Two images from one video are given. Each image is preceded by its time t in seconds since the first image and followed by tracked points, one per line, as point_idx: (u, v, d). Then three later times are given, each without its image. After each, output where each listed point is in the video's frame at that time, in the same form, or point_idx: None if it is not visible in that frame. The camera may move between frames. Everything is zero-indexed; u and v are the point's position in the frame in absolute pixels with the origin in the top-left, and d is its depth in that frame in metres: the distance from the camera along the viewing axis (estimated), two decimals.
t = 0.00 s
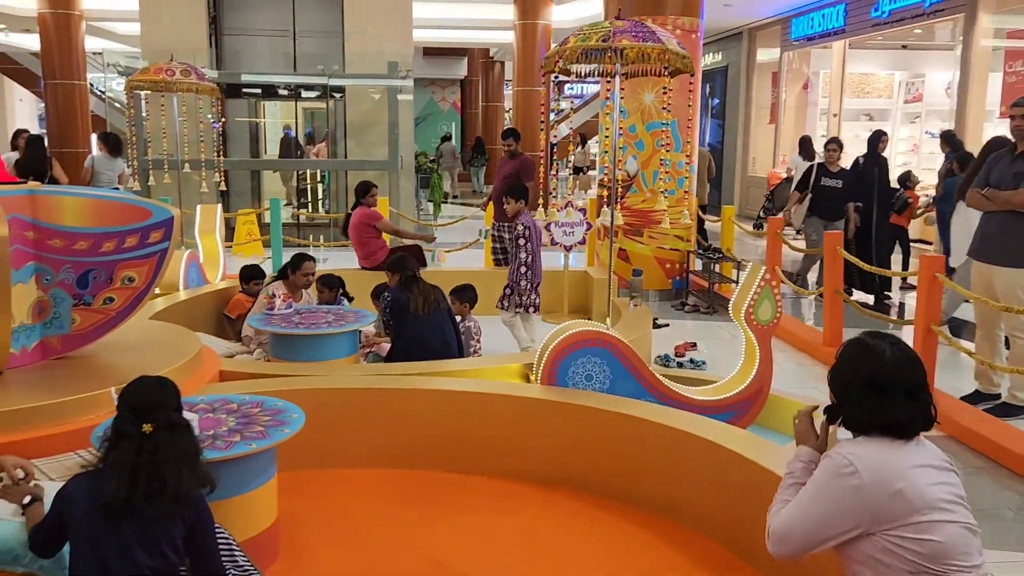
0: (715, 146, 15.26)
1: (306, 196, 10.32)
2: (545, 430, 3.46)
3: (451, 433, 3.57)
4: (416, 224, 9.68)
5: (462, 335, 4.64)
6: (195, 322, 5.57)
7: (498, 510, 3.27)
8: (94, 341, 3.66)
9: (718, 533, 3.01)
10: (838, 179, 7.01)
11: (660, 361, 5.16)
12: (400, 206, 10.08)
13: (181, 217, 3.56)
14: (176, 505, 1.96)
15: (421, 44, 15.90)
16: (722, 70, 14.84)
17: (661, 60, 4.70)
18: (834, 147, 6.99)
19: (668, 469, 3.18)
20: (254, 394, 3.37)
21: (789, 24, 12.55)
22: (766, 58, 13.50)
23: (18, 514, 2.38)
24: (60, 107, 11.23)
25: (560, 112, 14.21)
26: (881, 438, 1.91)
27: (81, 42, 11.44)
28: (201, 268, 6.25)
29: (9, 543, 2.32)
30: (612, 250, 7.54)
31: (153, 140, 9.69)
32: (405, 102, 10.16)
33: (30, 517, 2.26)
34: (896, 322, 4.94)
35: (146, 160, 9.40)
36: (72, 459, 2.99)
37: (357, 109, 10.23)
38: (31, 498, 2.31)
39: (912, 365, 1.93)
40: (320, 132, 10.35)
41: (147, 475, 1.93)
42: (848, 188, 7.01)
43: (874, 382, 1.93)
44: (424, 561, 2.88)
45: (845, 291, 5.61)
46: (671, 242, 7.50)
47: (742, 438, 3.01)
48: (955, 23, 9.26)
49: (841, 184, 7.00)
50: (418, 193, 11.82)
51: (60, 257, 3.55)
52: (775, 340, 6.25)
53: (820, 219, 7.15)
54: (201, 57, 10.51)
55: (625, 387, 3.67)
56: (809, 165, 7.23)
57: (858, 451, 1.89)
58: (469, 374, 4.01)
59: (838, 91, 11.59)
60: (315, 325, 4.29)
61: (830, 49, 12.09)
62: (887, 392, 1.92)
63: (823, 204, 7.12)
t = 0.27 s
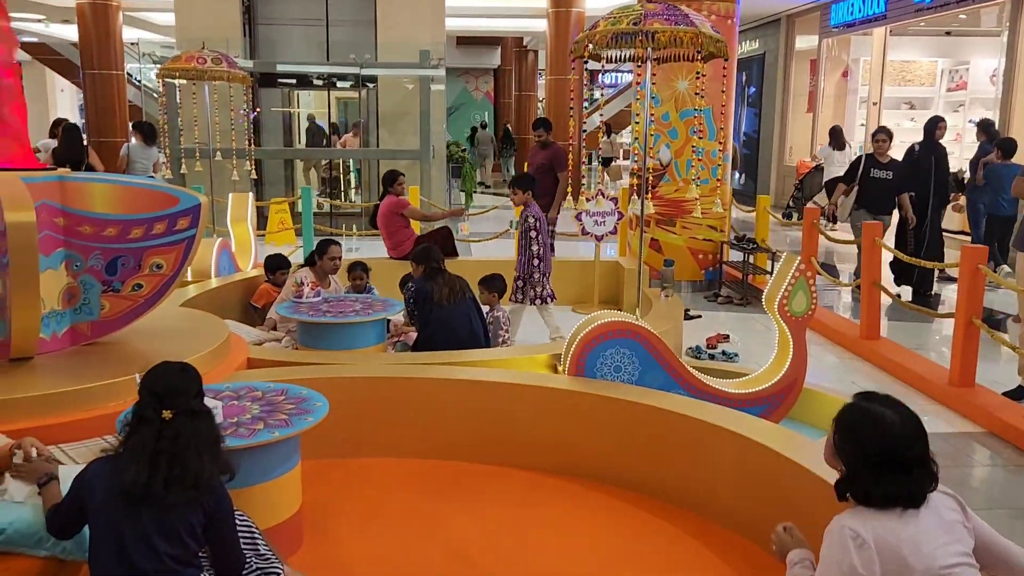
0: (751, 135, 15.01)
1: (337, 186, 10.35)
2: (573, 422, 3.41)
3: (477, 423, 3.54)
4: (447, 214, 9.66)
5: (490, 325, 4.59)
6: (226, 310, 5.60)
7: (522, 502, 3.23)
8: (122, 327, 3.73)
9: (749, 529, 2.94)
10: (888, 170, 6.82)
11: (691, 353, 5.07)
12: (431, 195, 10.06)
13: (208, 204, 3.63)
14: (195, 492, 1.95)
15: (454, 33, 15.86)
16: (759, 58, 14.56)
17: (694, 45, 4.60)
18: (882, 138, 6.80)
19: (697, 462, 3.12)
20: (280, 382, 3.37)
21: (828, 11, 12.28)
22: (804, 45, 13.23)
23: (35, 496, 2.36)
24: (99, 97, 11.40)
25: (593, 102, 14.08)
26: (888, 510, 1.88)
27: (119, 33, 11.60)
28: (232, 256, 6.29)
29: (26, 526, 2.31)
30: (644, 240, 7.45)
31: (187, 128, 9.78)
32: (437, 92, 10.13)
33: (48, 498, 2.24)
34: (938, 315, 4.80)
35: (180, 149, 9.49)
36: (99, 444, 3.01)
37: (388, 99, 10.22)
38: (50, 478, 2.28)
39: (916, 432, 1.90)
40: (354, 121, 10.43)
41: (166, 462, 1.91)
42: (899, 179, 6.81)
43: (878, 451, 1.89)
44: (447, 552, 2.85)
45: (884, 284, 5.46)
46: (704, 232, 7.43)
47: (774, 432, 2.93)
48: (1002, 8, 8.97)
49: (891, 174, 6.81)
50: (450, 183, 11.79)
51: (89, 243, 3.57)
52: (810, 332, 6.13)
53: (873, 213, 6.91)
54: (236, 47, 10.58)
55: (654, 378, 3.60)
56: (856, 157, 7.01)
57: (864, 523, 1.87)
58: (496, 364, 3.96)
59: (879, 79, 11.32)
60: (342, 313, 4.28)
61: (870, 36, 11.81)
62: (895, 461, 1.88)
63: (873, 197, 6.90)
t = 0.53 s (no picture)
0: (798, 125, 14.68)
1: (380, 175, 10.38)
2: (609, 414, 3.37)
3: (513, 413, 3.51)
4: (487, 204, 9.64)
5: (527, 316, 4.56)
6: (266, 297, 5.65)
7: (557, 493, 3.20)
8: (163, 313, 3.80)
9: (788, 527, 2.87)
10: (951, 161, 6.57)
11: (732, 346, 4.98)
12: (472, 185, 10.05)
13: (247, 192, 3.65)
14: (229, 479, 1.96)
15: (496, 22, 15.80)
16: (807, 46, 14.19)
17: (738, 31, 4.51)
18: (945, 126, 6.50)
19: (736, 457, 3.05)
20: (315, 369, 3.38)
21: None
22: (854, 33, 12.89)
23: (60, 482, 2.38)
24: (146, 88, 11.61)
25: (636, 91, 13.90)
26: (952, 526, 1.83)
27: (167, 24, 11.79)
28: (274, 244, 6.35)
29: (60, 509, 2.33)
30: (686, 231, 7.34)
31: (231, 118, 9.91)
32: (478, 81, 10.09)
33: (73, 486, 2.27)
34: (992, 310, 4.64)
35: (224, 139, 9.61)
36: (139, 427, 3.05)
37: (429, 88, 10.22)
38: (71, 467, 2.31)
39: (984, 448, 1.86)
40: (395, 112, 10.43)
41: (201, 448, 1.92)
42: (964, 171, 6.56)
43: (942, 465, 1.85)
44: (479, 541, 2.84)
45: (934, 277, 5.29)
46: (748, 224, 7.29)
47: (817, 428, 2.85)
48: None
49: (955, 166, 6.55)
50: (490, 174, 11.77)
51: (132, 230, 3.63)
52: (856, 326, 5.98)
53: (936, 207, 6.66)
54: (279, 37, 10.68)
55: (693, 371, 3.53)
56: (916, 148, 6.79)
57: (923, 540, 1.83)
58: (533, 355, 3.93)
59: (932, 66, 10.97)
60: (380, 302, 4.28)
61: (924, 22, 11.44)
62: (959, 476, 1.84)
63: (936, 190, 6.65)
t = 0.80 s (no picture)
0: (854, 117, 14.31)
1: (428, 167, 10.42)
2: (656, 408, 3.32)
3: (558, 405, 3.49)
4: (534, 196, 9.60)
5: (573, 309, 4.52)
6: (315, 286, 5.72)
7: (602, 486, 3.16)
8: (213, 300, 3.87)
9: (839, 527, 2.79)
10: None
11: (783, 341, 4.87)
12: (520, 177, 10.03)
13: (296, 181, 3.72)
14: (274, 464, 1.97)
15: (545, 14, 15.74)
16: (866, 35, 13.74)
17: (793, 18, 4.43)
18: None
19: (785, 454, 2.98)
20: (361, 357, 3.40)
21: None
22: (915, 22, 12.50)
23: (110, 467, 2.46)
24: (201, 81, 11.84)
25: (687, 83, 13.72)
26: None
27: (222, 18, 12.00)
28: (322, 235, 6.42)
29: (114, 490, 2.36)
30: (736, 225, 7.22)
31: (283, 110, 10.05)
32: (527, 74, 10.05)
33: (124, 471, 2.36)
34: None
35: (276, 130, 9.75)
36: (190, 411, 3.11)
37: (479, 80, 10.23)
38: (122, 454, 2.42)
39: None
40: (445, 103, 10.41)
41: (247, 433, 1.94)
42: None
43: None
44: (522, 532, 2.82)
45: (997, 274, 5.09)
46: (802, 217, 7.12)
47: (872, 425, 2.76)
48: None
49: None
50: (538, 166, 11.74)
51: (184, 219, 3.69)
52: (914, 323, 5.81)
53: (1009, 201, 6.41)
54: (331, 30, 10.80)
55: (742, 366, 3.47)
56: (992, 139, 6.45)
57: None
58: (579, 347, 3.90)
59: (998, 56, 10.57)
60: (426, 292, 4.28)
61: (989, 11, 11.04)
62: None
63: (1009, 184, 6.39)
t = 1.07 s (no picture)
0: (916, 113, 13.92)
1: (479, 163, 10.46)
2: (709, 406, 3.28)
3: (609, 402, 3.47)
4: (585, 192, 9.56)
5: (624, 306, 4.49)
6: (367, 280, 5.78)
7: (653, 483, 3.14)
8: (270, 292, 3.93)
9: (898, 531, 2.72)
10: None
11: (841, 341, 4.77)
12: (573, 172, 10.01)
13: (351, 175, 3.75)
14: (328, 453, 2.00)
15: (598, 10, 15.66)
16: (933, 28, 13.13)
17: (856, 9, 4.54)
18: None
19: (843, 456, 2.91)
20: (413, 350, 3.43)
21: None
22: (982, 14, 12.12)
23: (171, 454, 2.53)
24: (258, 78, 12.07)
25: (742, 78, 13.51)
26: None
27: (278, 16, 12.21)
28: (374, 230, 6.49)
29: (174, 476, 2.42)
30: (793, 222, 7.10)
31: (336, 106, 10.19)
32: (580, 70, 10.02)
33: (185, 457, 2.43)
34: None
35: (329, 126, 9.89)
36: (247, 400, 3.17)
37: (530, 76, 10.19)
38: (182, 442, 2.49)
39: None
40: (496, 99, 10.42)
41: (302, 421, 1.97)
42: None
43: None
44: (572, 528, 2.81)
45: None
46: (860, 215, 6.97)
47: (934, 428, 2.68)
48: None
49: None
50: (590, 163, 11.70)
51: (242, 213, 3.76)
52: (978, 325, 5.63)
53: None
54: (384, 27, 10.92)
55: (798, 364, 3.41)
56: None
57: None
58: (631, 344, 3.87)
59: None
60: (477, 287, 4.29)
61: None
62: None
63: None
